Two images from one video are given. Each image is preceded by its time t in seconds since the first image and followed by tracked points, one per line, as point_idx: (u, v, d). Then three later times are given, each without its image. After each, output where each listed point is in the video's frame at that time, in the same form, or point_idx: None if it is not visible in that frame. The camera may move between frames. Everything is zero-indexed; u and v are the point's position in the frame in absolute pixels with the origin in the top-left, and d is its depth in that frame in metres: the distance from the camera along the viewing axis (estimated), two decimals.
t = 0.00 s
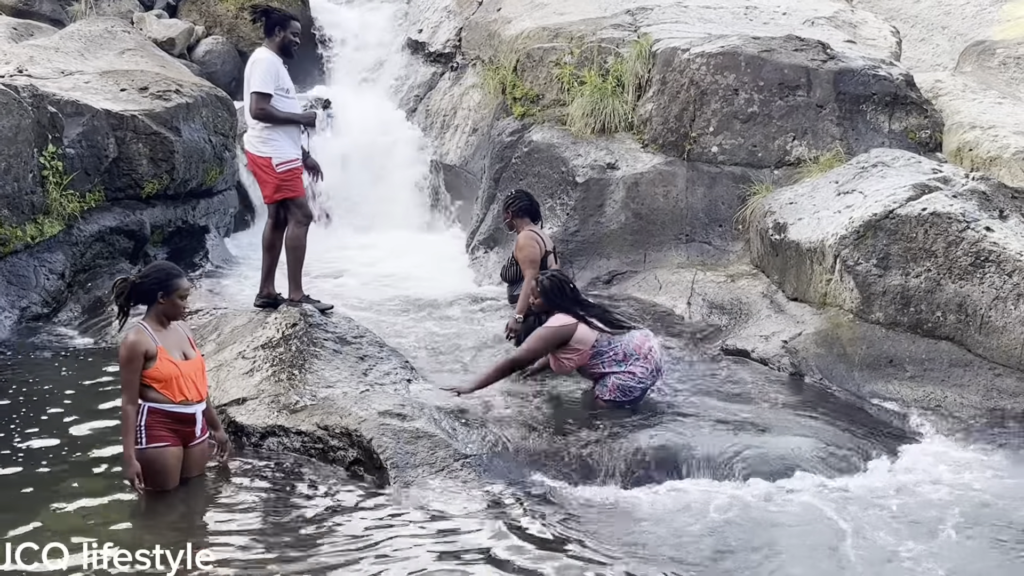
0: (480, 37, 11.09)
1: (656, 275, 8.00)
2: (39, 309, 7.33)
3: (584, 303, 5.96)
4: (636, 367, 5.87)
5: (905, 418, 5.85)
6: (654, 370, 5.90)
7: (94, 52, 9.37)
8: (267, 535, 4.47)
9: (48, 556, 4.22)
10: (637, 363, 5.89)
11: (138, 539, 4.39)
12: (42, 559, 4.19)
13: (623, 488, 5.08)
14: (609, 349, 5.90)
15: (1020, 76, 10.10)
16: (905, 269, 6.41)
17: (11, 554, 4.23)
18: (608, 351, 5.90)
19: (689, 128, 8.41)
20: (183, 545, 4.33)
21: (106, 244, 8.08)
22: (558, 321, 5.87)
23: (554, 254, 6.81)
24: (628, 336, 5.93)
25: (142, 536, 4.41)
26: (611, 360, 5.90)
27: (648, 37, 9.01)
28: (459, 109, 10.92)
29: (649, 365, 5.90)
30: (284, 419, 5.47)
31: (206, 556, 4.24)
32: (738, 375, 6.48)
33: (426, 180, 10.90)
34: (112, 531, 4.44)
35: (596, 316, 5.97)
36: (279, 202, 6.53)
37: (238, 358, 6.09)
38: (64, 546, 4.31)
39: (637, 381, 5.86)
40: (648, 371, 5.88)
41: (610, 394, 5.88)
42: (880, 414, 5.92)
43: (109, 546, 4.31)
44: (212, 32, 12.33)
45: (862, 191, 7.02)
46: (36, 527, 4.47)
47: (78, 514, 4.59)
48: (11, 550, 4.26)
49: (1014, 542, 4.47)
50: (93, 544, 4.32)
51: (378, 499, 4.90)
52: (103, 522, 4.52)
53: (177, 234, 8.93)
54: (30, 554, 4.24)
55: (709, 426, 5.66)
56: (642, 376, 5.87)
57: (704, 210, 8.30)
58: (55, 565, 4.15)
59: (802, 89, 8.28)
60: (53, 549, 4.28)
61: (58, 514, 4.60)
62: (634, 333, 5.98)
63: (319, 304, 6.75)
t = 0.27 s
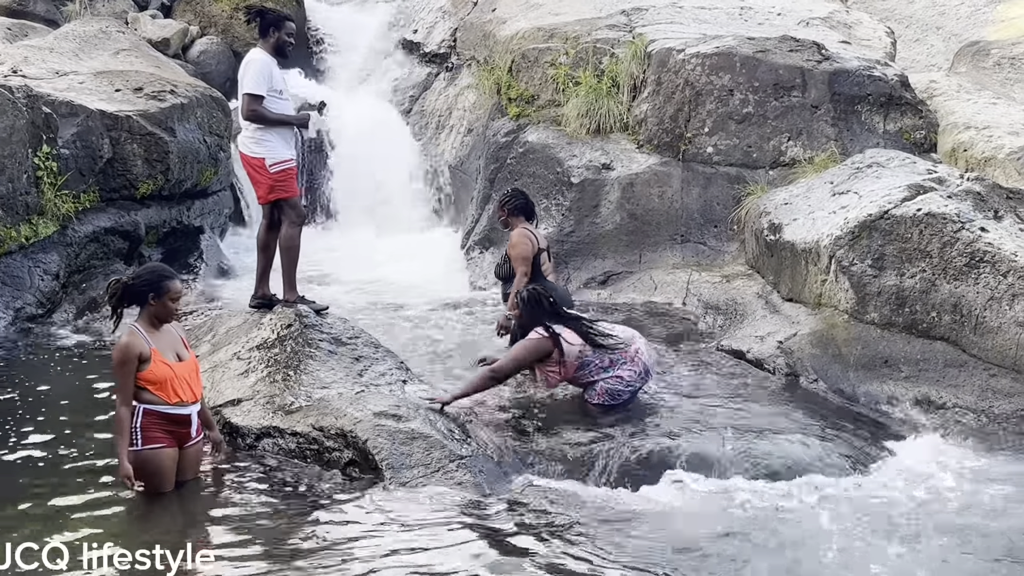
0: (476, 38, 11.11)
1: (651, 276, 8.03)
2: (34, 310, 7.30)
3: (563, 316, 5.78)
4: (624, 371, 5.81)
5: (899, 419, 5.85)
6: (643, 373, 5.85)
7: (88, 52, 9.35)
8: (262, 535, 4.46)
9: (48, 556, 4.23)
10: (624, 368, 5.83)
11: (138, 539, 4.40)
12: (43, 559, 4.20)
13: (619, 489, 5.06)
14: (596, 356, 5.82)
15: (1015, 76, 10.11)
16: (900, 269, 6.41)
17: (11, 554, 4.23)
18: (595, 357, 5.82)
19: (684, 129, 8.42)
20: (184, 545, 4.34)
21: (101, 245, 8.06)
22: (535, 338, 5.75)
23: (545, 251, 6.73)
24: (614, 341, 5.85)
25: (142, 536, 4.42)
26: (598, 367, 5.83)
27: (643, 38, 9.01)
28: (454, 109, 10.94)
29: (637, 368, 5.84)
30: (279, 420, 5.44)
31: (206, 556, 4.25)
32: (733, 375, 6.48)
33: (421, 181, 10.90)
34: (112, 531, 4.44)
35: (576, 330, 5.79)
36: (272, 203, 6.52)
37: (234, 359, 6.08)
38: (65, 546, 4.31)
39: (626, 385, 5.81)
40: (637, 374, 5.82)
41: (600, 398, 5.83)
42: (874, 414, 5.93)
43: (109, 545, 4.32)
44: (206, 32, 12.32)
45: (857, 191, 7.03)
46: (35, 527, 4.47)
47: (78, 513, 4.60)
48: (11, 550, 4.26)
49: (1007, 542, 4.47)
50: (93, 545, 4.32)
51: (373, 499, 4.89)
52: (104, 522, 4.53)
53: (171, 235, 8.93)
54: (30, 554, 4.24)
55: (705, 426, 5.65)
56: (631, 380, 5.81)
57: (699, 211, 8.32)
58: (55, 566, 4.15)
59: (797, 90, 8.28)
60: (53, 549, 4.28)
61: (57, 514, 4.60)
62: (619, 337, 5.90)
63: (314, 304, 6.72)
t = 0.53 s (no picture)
0: (472, 38, 11.13)
1: (647, 276, 8.04)
2: (29, 311, 7.28)
3: (518, 308, 5.70)
4: (606, 371, 5.72)
5: (896, 419, 5.86)
6: (625, 371, 5.76)
7: (83, 52, 9.34)
8: (260, 536, 4.46)
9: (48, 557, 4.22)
10: (605, 368, 5.74)
11: (136, 539, 4.39)
12: (43, 559, 4.20)
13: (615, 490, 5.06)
14: (575, 359, 5.71)
15: (1010, 77, 10.14)
16: (896, 270, 6.42)
17: (11, 554, 4.23)
18: (575, 360, 5.72)
19: (681, 129, 8.43)
20: (183, 545, 4.34)
21: (97, 245, 8.04)
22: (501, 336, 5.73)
23: (536, 249, 6.67)
24: (590, 341, 5.75)
25: (140, 537, 4.41)
26: (579, 370, 5.72)
27: (639, 38, 9.02)
28: (450, 109, 10.96)
29: (618, 366, 5.76)
30: (276, 420, 5.42)
31: (206, 556, 4.25)
32: (729, 375, 6.49)
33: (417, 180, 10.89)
34: (110, 532, 4.44)
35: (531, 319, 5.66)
36: (266, 203, 6.51)
37: (229, 359, 6.07)
38: (64, 545, 4.31)
39: (610, 385, 5.73)
40: (618, 373, 5.74)
41: (586, 403, 5.74)
42: (871, 415, 5.94)
43: (109, 545, 4.31)
44: (202, 32, 12.30)
45: (853, 192, 7.04)
46: (35, 527, 4.46)
47: (76, 514, 4.59)
48: (11, 550, 4.26)
49: (1005, 542, 4.48)
50: (93, 545, 4.32)
51: (371, 500, 4.88)
52: (103, 522, 4.53)
53: (167, 236, 8.91)
54: (30, 554, 4.24)
55: (701, 426, 5.65)
56: (614, 380, 5.73)
57: (695, 211, 8.33)
58: (55, 565, 4.15)
59: (793, 90, 8.31)
60: (53, 549, 4.28)
61: (56, 514, 4.59)
62: (594, 335, 5.79)
63: (309, 305, 6.70)
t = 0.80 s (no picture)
0: (468, 38, 11.15)
1: (644, 276, 8.04)
2: (26, 311, 7.26)
3: (492, 295, 5.63)
4: (582, 370, 5.65)
5: (892, 419, 5.87)
6: (604, 366, 5.69)
7: (80, 52, 9.33)
8: (258, 536, 4.45)
9: (48, 556, 4.22)
10: (583, 365, 5.66)
11: (136, 540, 4.39)
12: (42, 559, 4.19)
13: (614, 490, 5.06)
14: (554, 360, 5.62)
15: (1006, 77, 10.15)
16: (893, 270, 6.43)
17: (11, 554, 4.21)
18: (553, 361, 5.62)
19: (677, 129, 8.44)
20: (184, 545, 4.34)
21: (93, 246, 8.02)
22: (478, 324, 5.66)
23: (530, 248, 6.58)
24: (567, 340, 5.64)
25: (140, 537, 4.41)
26: (558, 371, 5.65)
27: (636, 38, 9.03)
28: (447, 109, 10.97)
29: (597, 363, 5.68)
30: (273, 421, 5.42)
31: (205, 556, 4.25)
32: (726, 375, 6.49)
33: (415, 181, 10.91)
34: (110, 532, 4.44)
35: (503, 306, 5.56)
36: (262, 203, 6.50)
37: (227, 360, 6.06)
38: (64, 545, 4.31)
39: (591, 383, 5.67)
40: (598, 369, 5.67)
41: (571, 402, 5.71)
42: (868, 415, 5.94)
43: (109, 545, 4.31)
44: (198, 32, 12.29)
45: (849, 192, 7.06)
46: (34, 527, 4.46)
47: (75, 514, 4.59)
48: (11, 550, 4.24)
49: (1002, 542, 4.49)
50: (94, 545, 4.31)
51: (369, 500, 4.88)
52: (102, 522, 4.52)
53: (164, 236, 8.90)
54: (30, 553, 4.24)
55: (699, 425, 5.66)
56: (594, 377, 5.66)
57: (692, 211, 8.34)
58: (55, 565, 4.15)
59: (790, 91, 8.32)
60: (53, 549, 4.28)
61: (55, 513, 4.59)
62: (569, 332, 5.69)
63: (306, 305, 6.69)
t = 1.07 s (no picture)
0: (465, 38, 11.15)
1: (641, 277, 8.05)
2: (23, 312, 7.20)
3: (477, 288, 5.53)
4: (561, 375, 5.61)
5: (890, 419, 5.88)
6: (584, 371, 5.65)
7: (76, 52, 9.32)
8: (254, 536, 4.44)
9: (48, 556, 4.20)
10: (562, 370, 5.61)
11: (136, 539, 4.38)
12: (43, 559, 4.18)
13: (613, 490, 5.05)
14: (535, 364, 5.56)
15: (1001, 77, 10.18)
16: (890, 270, 6.43)
17: (11, 554, 4.20)
18: (534, 365, 5.56)
19: (674, 130, 8.45)
20: (184, 545, 4.33)
21: (90, 246, 8.00)
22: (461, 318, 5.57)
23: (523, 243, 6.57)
24: (548, 343, 5.58)
25: (140, 537, 4.40)
26: (539, 375, 5.59)
27: (632, 38, 9.03)
28: (443, 110, 10.97)
29: (577, 367, 5.64)
30: (270, 422, 5.41)
31: (205, 556, 4.24)
32: (723, 376, 6.49)
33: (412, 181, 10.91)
34: (110, 531, 4.42)
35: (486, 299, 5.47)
36: (260, 203, 6.50)
37: (224, 360, 6.06)
38: (64, 545, 4.29)
39: (571, 388, 5.64)
40: (578, 374, 5.64)
41: (550, 407, 5.67)
42: (864, 415, 5.95)
43: (109, 545, 4.30)
44: (194, 32, 12.28)
45: (846, 192, 7.07)
46: (33, 527, 4.44)
47: (74, 513, 4.57)
48: (10, 550, 4.23)
49: (1000, 541, 4.49)
50: (94, 544, 4.30)
51: (368, 500, 4.87)
52: (101, 521, 4.50)
53: (161, 236, 8.88)
54: (30, 553, 4.22)
55: (696, 425, 5.66)
56: (574, 382, 5.63)
57: (689, 211, 8.34)
58: (56, 565, 4.13)
59: (786, 91, 8.32)
60: (53, 549, 4.26)
61: (54, 513, 4.57)
62: (550, 334, 5.63)
63: (303, 305, 6.69)
